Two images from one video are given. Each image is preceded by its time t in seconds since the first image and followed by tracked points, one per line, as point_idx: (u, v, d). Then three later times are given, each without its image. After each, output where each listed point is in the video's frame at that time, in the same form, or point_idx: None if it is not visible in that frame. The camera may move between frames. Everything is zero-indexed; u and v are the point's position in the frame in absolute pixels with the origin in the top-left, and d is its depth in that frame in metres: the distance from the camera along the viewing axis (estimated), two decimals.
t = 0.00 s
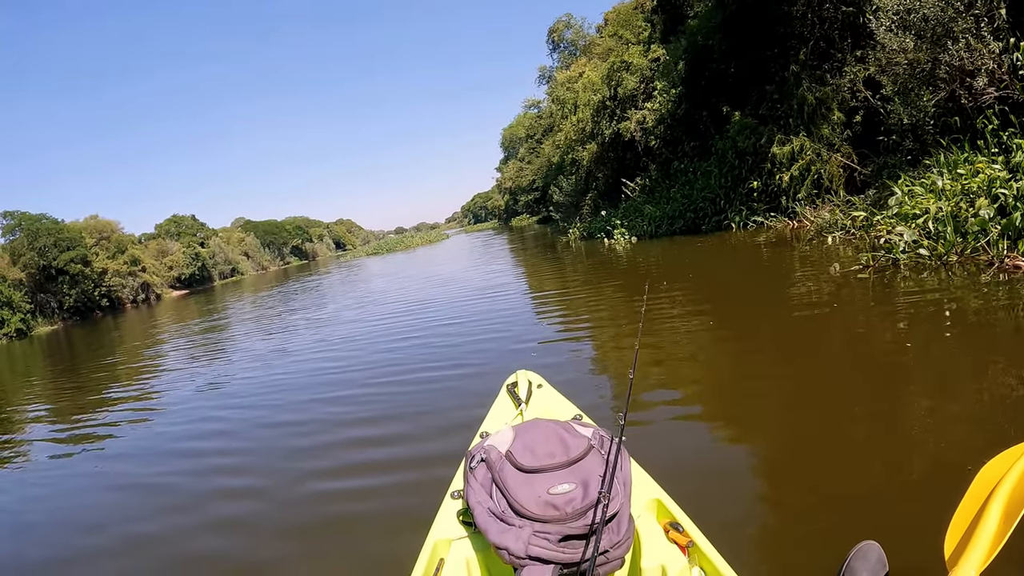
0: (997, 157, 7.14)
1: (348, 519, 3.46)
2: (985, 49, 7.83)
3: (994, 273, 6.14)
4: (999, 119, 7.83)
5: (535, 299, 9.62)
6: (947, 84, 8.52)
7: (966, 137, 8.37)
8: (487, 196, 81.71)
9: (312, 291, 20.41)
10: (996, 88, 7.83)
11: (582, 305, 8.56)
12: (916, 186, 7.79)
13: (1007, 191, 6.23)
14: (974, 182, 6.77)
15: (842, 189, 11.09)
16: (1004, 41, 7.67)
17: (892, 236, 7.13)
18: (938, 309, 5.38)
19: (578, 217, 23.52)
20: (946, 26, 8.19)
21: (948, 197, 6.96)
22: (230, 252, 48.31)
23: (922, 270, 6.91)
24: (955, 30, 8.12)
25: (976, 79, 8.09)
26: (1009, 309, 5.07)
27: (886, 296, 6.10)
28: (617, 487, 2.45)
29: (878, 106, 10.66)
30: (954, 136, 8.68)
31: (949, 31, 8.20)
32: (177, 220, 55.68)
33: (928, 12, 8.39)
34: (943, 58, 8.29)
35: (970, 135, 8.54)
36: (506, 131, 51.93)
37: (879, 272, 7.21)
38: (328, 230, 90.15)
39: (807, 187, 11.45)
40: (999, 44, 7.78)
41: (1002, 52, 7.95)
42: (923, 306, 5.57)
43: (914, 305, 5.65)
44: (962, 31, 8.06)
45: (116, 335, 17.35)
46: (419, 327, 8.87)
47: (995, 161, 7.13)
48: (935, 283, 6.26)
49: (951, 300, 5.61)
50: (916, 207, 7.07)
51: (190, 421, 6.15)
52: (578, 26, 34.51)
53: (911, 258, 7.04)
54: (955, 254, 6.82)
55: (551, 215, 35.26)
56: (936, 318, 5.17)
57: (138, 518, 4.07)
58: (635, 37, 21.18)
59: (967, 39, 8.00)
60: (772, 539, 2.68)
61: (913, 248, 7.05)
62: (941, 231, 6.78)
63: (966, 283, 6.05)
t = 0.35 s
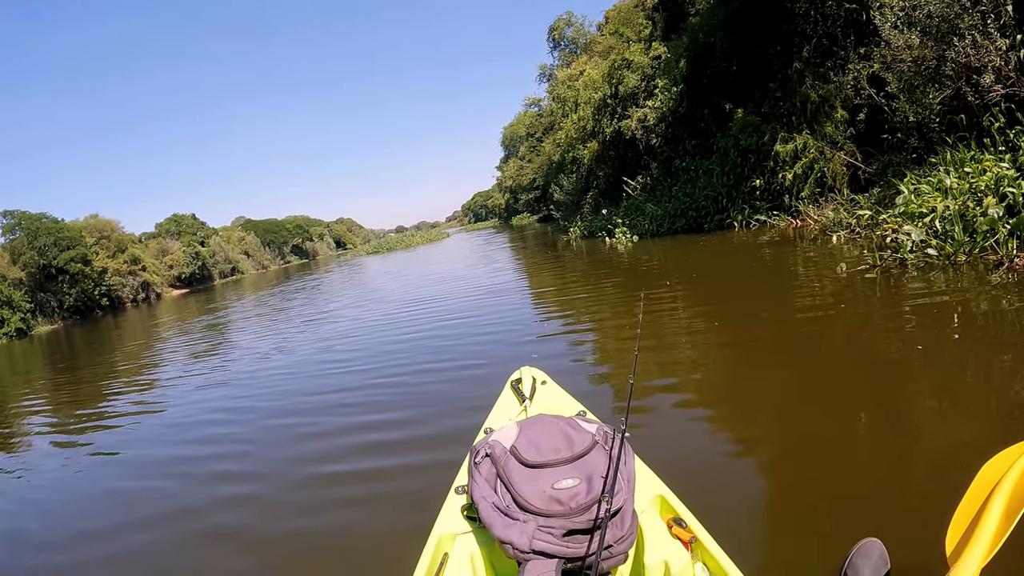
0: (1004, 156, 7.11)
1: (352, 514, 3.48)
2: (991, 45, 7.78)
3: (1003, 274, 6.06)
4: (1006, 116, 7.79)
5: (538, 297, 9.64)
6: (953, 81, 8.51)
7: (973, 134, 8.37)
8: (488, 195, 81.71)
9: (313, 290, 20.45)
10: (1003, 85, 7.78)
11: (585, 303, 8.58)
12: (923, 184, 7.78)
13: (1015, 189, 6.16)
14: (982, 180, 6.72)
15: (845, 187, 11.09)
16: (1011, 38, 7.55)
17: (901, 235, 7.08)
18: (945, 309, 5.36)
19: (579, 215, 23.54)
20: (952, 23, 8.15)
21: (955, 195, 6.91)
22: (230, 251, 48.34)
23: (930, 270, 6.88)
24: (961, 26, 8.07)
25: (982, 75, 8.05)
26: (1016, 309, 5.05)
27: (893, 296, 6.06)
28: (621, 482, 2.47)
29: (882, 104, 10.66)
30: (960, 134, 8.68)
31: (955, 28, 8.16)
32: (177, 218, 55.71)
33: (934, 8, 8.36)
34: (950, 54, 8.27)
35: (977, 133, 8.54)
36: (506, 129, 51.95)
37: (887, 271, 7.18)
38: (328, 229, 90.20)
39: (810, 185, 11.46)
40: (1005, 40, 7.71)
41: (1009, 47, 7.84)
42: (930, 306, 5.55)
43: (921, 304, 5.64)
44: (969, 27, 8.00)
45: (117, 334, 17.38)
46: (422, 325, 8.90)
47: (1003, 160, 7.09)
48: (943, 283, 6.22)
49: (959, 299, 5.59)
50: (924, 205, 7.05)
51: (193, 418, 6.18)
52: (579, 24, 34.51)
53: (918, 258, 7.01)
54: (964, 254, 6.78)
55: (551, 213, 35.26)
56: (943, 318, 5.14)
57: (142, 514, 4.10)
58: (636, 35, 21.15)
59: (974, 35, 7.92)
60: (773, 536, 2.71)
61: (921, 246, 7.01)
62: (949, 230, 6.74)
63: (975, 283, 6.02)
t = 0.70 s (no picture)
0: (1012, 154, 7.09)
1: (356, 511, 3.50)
2: (999, 42, 7.74)
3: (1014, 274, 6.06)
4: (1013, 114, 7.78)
5: (539, 296, 9.66)
6: (959, 79, 8.51)
7: (980, 133, 8.40)
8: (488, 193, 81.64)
9: (313, 288, 20.47)
10: (1010, 82, 7.82)
11: (586, 302, 8.59)
12: (930, 181, 7.75)
13: None
14: (989, 179, 6.66)
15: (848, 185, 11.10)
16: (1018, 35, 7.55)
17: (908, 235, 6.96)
18: (950, 309, 5.36)
19: (579, 213, 23.55)
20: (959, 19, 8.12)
21: (963, 194, 6.85)
22: (230, 249, 48.35)
23: (938, 270, 6.85)
24: (968, 23, 8.05)
25: (989, 73, 8.04)
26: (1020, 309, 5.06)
27: (900, 296, 6.04)
28: (622, 480, 2.48)
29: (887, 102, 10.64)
30: (966, 132, 8.69)
31: (961, 25, 8.15)
32: (177, 216, 55.70)
33: (940, 6, 8.31)
34: (955, 51, 8.27)
35: (983, 131, 8.57)
36: (506, 128, 52.00)
37: (893, 272, 7.12)
38: (328, 227, 90.27)
39: (813, 183, 11.47)
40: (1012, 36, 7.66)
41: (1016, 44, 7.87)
42: (936, 306, 5.53)
43: (927, 304, 5.63)
44: (976, 24, 7.98)
45: (116, 332, 17.38)
46: (424, 323, 8.92)
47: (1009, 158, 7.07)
48: (951, 283, 6.22)
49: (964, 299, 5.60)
50: (930, 204, 6.94)
51: (196, 416, 6.20)
52: (580, 21, 34.46)
53: (926, 257, 6.98)
54: (971, 253, 6.74)
55: (551, 212, 35.29)
56: (945, 318, 5.15)
57: (146, 510, 4.11)
58: (637, 33, 21.09)
59: (980, 32, 7.92)
60: (774, 533, 2.73)
61: (928, 246, 6.95)
62: (957, 230, 6.61)
63: (985, 283, 6.01)
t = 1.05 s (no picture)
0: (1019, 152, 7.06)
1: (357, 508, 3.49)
2: (1006, 38, 7.71)
3: None
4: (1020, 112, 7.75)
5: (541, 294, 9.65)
6: (966, 76, 8.49)
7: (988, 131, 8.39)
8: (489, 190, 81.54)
9: (314, 286, 20.46)
10: (1017, 79, 7.79)
11: (588, 300, 8.58)
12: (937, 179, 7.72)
13: None
14: (997, 177, 6.65)
15: (852, 183, 11.09)
16: None
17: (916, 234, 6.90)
18: (956, 309, 5.34)
19: (580, 212, 23.53)
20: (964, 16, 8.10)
21: (971, 193, 6.80)
22: (230, 247, 48.35)
23: (946, 270, 6.81)
24: (973, 19, 8.03)
25: (995, 69, 8.03)
26: None
27: (907, 296, 6.00)
28: (625, 479, 2.48)
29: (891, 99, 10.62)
30: (973, 130, 8.66)
31: (966, 21, 8.12)
32: (176, 215, 55.70)
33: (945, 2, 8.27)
34: (962, 48, 8.24)
35: (990, 130, 8.55)
36: (506, 126, 51.96)
37: (901, 272, 7.08)
38: (328, 225, 90.27)
39: (817, 182, 11.44)
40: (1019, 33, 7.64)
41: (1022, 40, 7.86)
42: (942, 306, 5.52)
43: (933, 305, 5.60)
44: (982, 20, 7.95)
45: (116, 331, 17.36)
46: (426, 320, 8.91)
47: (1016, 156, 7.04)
48: (960, 283, 6.17)
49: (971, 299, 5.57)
50: (937, 202, 6.90)
51: (197, 413, 6.19)
52: (580, 19, 34.36)
53: (934, 257, 6.94)
54: (980, 253, 6.69)
55: (552, 210, 35.27)
56: (947, 318, 5.15)
57: (148, 507, 4.10)
58: (637, 30, 21.03)
59: (987, 28, 7.90)
60: (776, 534, 2.73)
61: (937, 245, 6.89)
62: (965, 229, 6.58)
63: (995, 283, 5.97)
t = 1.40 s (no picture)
0: None
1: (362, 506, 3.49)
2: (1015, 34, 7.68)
3: None
4: None
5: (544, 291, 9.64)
6: (974, 73, 8.46)
7: (995, 129, 8.38)
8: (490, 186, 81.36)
9: (314, 283, 20.46)
10: None
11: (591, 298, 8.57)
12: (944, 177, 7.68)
13: None
14: (1006, 177, 6.64)
15: (857, 181, 11.06)
16: None
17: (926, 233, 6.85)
18: (964, 309, 5.30)
19: (582, 209, 23.51)
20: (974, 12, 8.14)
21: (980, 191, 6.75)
22: (231, 244, 48.37)
23: (956, 269, 6.75)
24: (982, 14, 8.06)
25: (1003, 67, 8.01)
26: None
27: (915, 296, 5.95)
28: (630, 475, 2.46)
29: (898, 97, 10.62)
30: (980, 128, 8.63)
31: (975, 17, 8.17)
32: (177, 211, 55.72)
33: None
34: (970, 44, 8.25)
35: (998, 127, 8.54)
36: (508, 122, 51.88)
37: (910, 272, 7.03)
38: (328, 222, 90.27)
39: (821, 179, 11.40)
40: None
41: None
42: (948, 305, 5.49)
43: (939, 304, 5.57)
44: (992, 15, 7.99)
45: (117, 327, 17.36)
46: (429, 317, 8.91)
47: None
48: (970, 283, 6.13)
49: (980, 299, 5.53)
50: (946, 201, 6.83)
51: (200, 410, 6.19)
52: (582, 15, 34.22)
53: (944, 257, 6.89)
54: (991, 253, 6.65)
55: (553, 207, 35.22)
56: (952, 317, 5.12)
57: (153, 503, 4.11)
58: (640, 26, 20.95)
59: (996, 24, 7.90)
60: (778, 532, 2.72)
61: (946, 245, 6.82)
62: (975, 227, 6.56)
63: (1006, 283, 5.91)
